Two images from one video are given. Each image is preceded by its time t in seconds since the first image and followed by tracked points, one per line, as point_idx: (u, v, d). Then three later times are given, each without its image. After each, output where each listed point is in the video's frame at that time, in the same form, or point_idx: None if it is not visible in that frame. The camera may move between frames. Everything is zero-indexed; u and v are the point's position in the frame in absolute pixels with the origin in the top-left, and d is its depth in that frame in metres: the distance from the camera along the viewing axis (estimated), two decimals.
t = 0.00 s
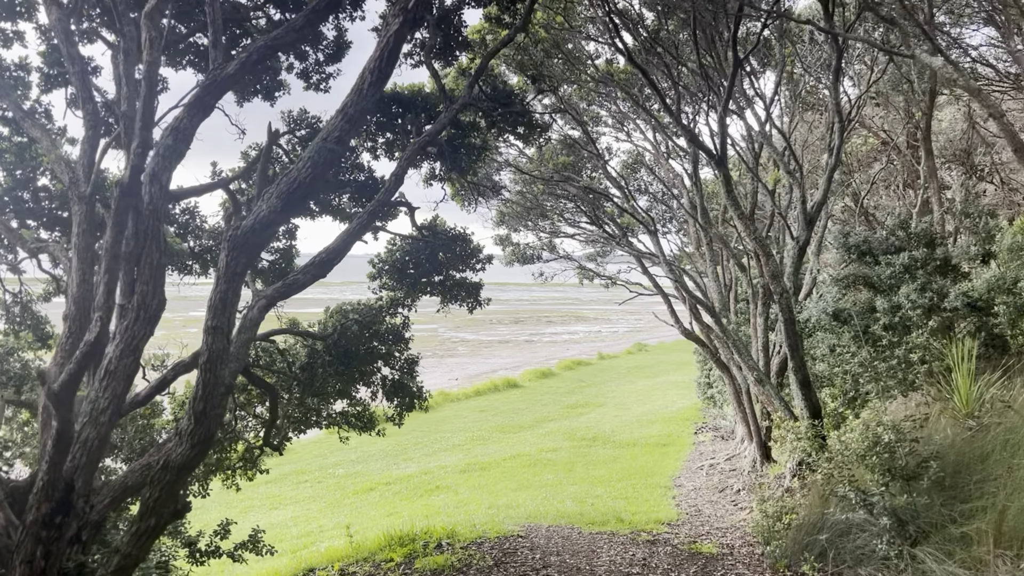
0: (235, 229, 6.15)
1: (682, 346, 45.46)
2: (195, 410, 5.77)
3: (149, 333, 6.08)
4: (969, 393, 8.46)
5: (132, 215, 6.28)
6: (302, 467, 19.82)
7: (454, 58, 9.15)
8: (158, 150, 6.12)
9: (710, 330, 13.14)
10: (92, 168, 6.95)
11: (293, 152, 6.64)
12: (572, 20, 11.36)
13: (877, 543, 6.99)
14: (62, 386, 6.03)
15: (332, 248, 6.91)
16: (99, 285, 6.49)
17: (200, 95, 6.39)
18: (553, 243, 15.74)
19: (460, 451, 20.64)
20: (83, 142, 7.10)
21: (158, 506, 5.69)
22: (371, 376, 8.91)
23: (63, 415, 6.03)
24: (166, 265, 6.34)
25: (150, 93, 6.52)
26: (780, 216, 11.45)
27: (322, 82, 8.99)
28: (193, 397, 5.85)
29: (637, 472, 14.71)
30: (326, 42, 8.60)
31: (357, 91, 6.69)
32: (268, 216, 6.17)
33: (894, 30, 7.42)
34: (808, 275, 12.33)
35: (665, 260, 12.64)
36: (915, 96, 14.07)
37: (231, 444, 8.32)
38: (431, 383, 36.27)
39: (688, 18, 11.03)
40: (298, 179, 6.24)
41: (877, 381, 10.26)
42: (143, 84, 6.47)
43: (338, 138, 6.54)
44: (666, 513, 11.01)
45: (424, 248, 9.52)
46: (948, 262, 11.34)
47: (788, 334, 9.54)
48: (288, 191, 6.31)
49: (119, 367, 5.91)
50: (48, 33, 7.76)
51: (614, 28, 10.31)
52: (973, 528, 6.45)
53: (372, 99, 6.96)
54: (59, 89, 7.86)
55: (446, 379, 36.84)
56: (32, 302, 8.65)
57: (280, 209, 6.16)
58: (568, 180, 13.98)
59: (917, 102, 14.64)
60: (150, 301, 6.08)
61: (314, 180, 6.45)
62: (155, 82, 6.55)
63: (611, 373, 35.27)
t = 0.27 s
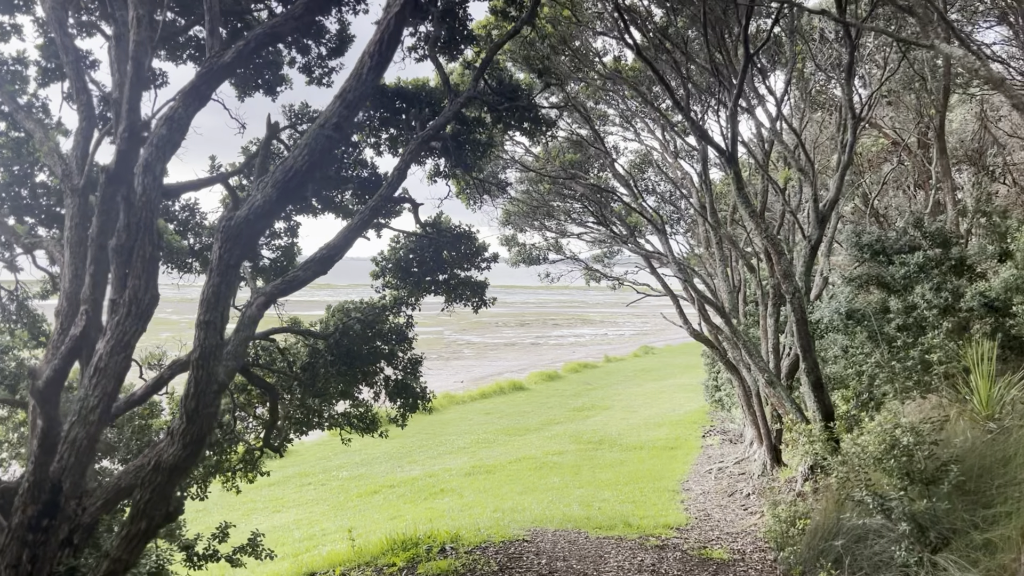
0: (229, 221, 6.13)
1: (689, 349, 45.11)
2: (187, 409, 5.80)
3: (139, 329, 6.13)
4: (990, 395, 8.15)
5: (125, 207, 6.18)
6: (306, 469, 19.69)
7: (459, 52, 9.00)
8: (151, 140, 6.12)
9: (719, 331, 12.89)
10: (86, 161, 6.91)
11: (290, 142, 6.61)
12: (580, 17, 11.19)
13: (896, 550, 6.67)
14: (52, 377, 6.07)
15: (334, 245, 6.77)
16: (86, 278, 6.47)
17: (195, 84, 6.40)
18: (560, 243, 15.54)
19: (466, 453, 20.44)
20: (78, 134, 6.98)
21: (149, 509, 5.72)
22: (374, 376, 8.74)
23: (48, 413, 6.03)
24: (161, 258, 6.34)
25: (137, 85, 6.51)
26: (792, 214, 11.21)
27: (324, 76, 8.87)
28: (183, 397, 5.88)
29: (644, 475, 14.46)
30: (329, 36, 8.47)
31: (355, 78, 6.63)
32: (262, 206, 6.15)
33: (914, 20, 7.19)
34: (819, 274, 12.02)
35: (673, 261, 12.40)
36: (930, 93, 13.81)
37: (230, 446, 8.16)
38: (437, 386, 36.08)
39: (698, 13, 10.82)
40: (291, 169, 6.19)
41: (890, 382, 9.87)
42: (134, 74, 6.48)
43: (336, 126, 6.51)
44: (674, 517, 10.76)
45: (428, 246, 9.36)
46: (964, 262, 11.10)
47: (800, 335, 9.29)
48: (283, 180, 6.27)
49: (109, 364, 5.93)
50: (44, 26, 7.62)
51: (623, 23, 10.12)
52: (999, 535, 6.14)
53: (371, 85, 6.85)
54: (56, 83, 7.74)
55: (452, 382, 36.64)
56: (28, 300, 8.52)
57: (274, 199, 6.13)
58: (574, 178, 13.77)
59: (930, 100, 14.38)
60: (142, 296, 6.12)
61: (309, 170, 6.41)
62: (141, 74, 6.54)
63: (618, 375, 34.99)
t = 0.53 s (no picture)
0: (222, 216, 6.02)
1: (694, 351, 44.87)
2: (178, 413, 5.71)
3: (130, 330, 5.93)
4: (1011, 401, 7.84)
5: (115, 202, 6.04)
6: (309, 471, 19.52)
7: (464, 49, 8.85)
8: (144, 133, 6.00)
9: (729, 333, 12.64)
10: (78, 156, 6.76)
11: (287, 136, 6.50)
12: (587, 13, 11.01)
13: (915, 559, 6.33)
14: (35, 380, 6.02)
15: (335, 243, 6.62)
16: (72, 277, 6.36)
17: (191, 77, 6.29)
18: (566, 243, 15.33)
19: (470, 456, 20.25)
20: (71, 127, 6.84)
21: (140, 517, 5.65)
22: (377, 378, 8.57)
23: (32, 416, 5.91)
24: (152, 258, 6.23)
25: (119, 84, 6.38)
26: (804, 213, 10.98)
27: (326, 72, 8.74)
28: (174, 400, 5.78)
29: (652, 479, 14.21)
30: (332, 31, 8.33)
31: (353, 68, 6.47)
32: (257, 200, 6.05)
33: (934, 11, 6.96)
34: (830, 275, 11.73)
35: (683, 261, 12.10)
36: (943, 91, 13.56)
37: (230, 448, 8.00)
38: (442, 387, 35.90)
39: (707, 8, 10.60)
40: (286, 163, 6.08)
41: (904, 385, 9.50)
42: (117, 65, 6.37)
43: (334, 117, 6.40)
44: (683, 522, 10.52)
45: (432, 245, 9.19)
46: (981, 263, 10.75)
47: (812, 338, 9.02)
48: (279, 175, 6.17)
49: (99, 366, 5.76)
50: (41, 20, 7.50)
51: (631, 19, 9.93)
52: None
53: (370, 75, 6.73)
54: (54, 79, 7.62)
55: (457, 384, 36.45)
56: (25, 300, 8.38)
57: (270, 194, 6.02)
58: (581, 177, 13.54)
59: (941, 99, 14.12)
60: (133, 294, 5.92)
61: (305, 164, 6.29)
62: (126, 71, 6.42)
63: (624, 377, 34.75)
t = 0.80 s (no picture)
0: (209, 208, 5.89)
1: (701, 351, 44.56)
2: (165, 412, 5.61)
3: (119, 325, 5.86)
4: None
5: (100, 195, 5.94)
6: (312, 471, 19.41)
7: (467, 41, 8.69)
8: (133, 124, 5.95)
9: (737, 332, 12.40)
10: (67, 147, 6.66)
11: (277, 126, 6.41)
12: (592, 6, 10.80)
13: (929, 565, 6.02)
14: (15, 376, 5.90)
15: (334, 240, 6.47)
16: (49, 269, 6.31)
17: (183, 66, 6.23)
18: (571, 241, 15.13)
19: (474, 456, 20.09)
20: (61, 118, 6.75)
21: (128, 519, 5.59)
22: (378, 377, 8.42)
23: (13, 416, 5.82)
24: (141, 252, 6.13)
25: (100, 72, 6.32)
26: (814, 210, 10.75)
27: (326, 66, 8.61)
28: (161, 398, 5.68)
29: (657, 480, 13.98)
30: (332, 24, 8.17)
31: (346, 54, 6.35)
32: (245, 190, 5.96)
33: None
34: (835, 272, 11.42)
35: (690, 259, 11.85)
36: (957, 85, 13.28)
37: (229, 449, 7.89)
38: (447, 387, 35.75)
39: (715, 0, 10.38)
40: (275, 152, 5.98)
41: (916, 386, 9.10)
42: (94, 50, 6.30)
43: (326, 104, 6.28)
44: (689, 524, 10.26)
45: (434, 242, 9.02)
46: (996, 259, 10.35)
47: (821, 336, 8.79)
48: (268, 165, 6.06)
49: (86, 364, 5.72)
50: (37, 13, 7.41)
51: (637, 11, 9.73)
52: None
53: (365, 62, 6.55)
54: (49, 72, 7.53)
55: (461, 383, 36.25)
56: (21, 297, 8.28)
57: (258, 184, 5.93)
58: (586, 173, 13.33)
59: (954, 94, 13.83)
60: (121, 290, 5.84)
61: (295, 154, 6.21)
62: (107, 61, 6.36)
63: (630, 377, 34.49)
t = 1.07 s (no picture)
0: (189, 194, 5.71)
1: (706, 350, 44.26)
2: (146, 410, 5.59)
3: (99, 318, 5.73)
4: None
5: (82, 182, 5.78)
6: (313, 469, 19.40)
7: (467, 31, 8.50)
8: (117, 109, 5.74)
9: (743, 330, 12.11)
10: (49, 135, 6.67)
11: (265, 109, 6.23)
12: None
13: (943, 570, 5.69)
14: None
15: (328, 232, 6.41)
16: (19, 254, 6.37)
17: (169, 51, 6.07)
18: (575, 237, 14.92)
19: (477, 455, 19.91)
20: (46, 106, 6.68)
21: (107, 521, 5.60)
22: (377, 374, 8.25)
23: None
24: (124, 241, 6.02)
25: (70, 50, 6.26)
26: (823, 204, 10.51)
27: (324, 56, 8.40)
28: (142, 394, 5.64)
29: (662, 480, 13.73)
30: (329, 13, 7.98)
31: (336, 36, 6.12)
32: (229, 175, 5.78)
33: None
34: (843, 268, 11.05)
35: (696, 256, 11.59)
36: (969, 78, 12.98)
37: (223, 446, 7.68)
38: (451, 385, 35.59)
39: None
40: (258, 135, 5.84)
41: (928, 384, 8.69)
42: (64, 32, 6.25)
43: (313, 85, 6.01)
44: (694, 525, 9.98)
45: (434, 237, 8.83)
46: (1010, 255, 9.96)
47: (830, 332, 8.56)
48: (251, 148, 5.91)
49: (63, 357, 5.59)
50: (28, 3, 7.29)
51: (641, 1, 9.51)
52: None
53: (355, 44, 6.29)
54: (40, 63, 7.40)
55: (465, 382, 36.09)
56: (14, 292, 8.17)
57: (241, 169, 5.78)
58: (589, 168, 13.08)
59: (964, 89, 13.52)
60: (102, 280, 5.77)
61: (280, 137, 6.02)
62: (76, 39, 6.29)
63: (635, 376, 34.23)
